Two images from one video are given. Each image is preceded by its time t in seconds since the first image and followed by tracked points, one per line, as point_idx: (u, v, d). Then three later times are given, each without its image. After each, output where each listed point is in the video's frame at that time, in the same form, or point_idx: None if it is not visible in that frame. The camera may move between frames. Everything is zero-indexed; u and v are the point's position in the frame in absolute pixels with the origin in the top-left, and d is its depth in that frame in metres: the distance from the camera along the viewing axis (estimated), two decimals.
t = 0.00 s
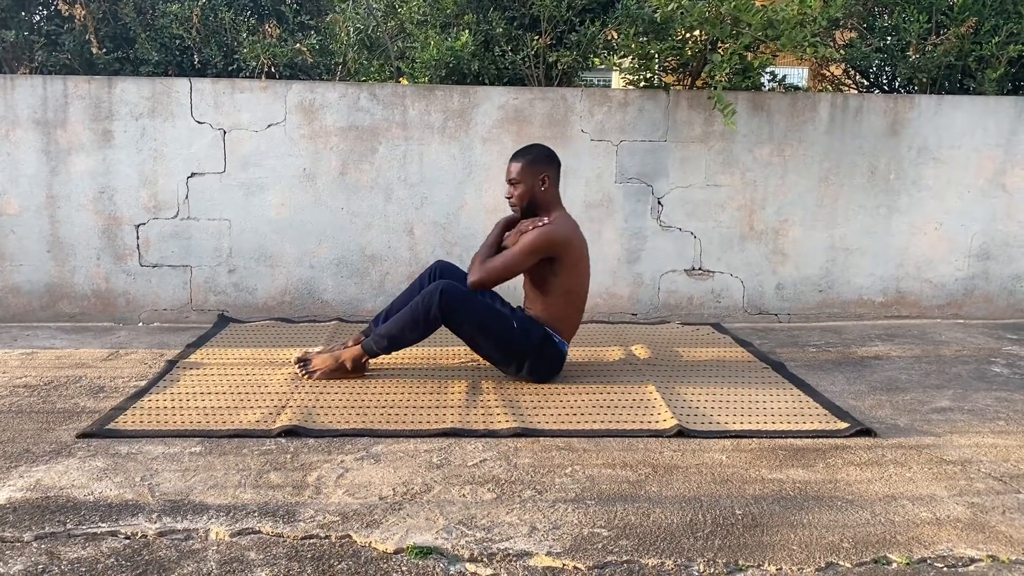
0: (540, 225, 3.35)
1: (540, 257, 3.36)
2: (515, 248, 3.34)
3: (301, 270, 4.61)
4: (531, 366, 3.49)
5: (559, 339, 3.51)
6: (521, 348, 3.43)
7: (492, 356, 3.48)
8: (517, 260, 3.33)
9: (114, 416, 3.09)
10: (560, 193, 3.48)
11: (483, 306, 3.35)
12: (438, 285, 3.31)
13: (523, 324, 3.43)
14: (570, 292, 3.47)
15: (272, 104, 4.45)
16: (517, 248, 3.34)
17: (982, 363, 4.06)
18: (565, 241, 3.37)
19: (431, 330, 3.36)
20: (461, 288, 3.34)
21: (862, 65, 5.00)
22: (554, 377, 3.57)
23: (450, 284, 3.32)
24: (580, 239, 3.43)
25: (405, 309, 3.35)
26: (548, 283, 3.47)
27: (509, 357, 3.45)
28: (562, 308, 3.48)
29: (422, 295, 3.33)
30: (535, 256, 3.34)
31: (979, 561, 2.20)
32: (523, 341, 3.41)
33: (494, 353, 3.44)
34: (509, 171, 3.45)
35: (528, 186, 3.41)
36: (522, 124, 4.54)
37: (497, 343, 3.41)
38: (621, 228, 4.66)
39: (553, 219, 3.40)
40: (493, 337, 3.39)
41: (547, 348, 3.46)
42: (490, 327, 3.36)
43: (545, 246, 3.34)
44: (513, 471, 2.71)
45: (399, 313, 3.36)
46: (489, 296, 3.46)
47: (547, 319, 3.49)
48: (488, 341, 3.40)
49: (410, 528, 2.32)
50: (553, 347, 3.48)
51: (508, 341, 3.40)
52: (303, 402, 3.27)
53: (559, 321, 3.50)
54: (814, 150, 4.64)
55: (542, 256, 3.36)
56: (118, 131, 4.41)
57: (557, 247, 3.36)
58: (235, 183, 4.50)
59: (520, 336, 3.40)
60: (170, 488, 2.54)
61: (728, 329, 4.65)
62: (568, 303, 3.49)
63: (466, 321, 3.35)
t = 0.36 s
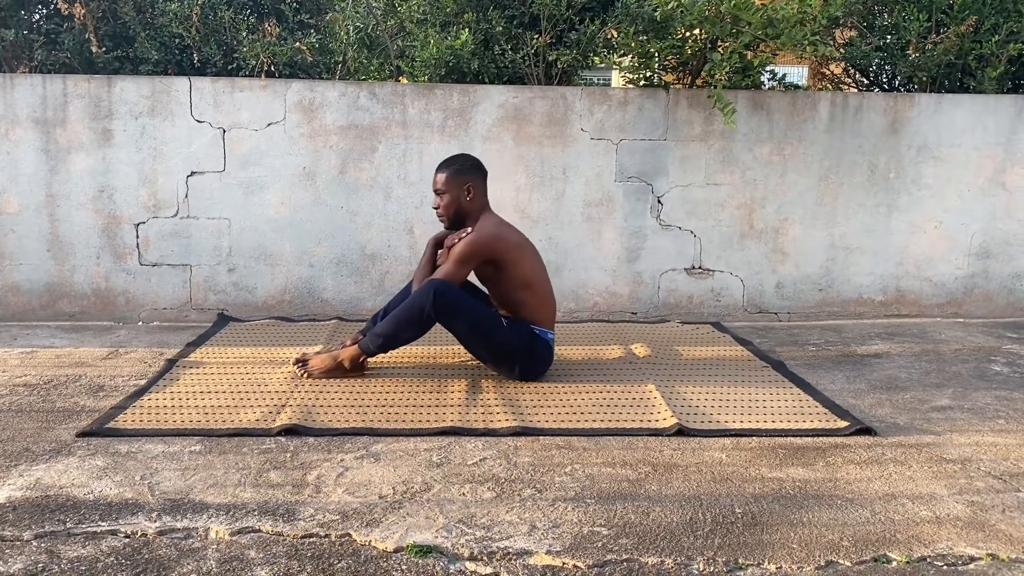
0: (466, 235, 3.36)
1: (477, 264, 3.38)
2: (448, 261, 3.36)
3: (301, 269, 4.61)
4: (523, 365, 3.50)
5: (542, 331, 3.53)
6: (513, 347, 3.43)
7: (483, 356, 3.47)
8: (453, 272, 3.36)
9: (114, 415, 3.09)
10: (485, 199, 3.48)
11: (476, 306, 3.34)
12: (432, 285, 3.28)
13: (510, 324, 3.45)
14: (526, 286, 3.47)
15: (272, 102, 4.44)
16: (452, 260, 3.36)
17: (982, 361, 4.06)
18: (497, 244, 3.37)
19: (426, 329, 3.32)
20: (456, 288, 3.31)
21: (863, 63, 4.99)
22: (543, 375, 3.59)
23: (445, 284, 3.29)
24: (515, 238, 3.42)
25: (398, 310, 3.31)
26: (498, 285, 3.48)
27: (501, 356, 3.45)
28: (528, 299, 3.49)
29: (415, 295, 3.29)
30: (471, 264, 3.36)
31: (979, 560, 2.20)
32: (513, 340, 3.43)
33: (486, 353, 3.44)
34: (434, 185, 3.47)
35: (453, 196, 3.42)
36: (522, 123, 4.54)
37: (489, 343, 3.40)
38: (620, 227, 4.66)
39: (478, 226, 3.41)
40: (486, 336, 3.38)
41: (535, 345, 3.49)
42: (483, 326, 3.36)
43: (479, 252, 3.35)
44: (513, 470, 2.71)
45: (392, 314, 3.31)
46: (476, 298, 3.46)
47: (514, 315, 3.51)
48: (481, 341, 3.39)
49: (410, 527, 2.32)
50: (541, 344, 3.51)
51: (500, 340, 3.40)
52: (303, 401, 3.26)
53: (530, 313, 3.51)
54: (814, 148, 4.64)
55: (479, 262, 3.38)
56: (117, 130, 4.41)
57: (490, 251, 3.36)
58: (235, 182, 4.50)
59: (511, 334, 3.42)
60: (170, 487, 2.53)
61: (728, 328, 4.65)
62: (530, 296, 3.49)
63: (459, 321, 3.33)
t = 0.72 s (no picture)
0: (582, 227, 3.37)
1: (576, 256, 3.38)
2: (555, 241, 3.35)
3: (301, 268, 4.61)
4: (532, 363, 3.50)
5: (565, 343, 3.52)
6: (521, 344, 3.44)
7: (493, 351, 3.51)
8: (551, 252, 3.34)
9: (114, 414, 3.09)
10: (609, 204, 3.51)
11: (483, 300, 3.38)
12: (437, 280, 3.35)
13: (524, 320, 3.44)
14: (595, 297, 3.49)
15: (272, 102, 4.44)
16: (557, 241, 3.34)
17: (982, 360, 4.06)
18: (604, 248, 3.40)
19: (429, 324, 3.38)
20: (462, 281, 3.37)
21: (863, 63, 4.99)
22: (556, 375, 3.57)
23: (451, 277, 3.36)
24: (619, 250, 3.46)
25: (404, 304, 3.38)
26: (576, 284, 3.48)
27: (509, 352, 3.48)
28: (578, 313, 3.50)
29: (422, 289, 3.36)
30: (573, 253, 3.35)
31: (979, 558, 2.20)
32: (521, 337, 3.42)
33: (494, 347, 3.47)
34: (567, 171, 3.48)
35: (581, 189, 3.44)
36: (522, 122, 4.54)
37: (496, 337, 3.43)
38: (620, 226, 4.66)
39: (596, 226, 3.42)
40: (493, 331, 3.41)
41: (550, 345, 3.46)
42: (491, 320, 3.40)
43: (586, 248, 3.36)
44: (513, 469, 2.72)
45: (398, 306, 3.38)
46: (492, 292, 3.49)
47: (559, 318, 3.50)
48: (488, 335, 3.43)
49: (410, 526, 2.32)
50: (558, 345, 3.48)
51: (508, 336, 3.42)
52: (304, 400, 3.27)
53: (573, 325, 3.51)
54: (814, 147, 4.64)
55: (578, 255, 3.37)
56: (117, 129, 4.41)
57: (596, 250, 3.38)
58: (235, 181, 4.50)
59: (521, 331, 3.42)
60: (171, 486, 2.54)
61: (728, 327, 4.65)
62: (590, 309, 3.50)
63: (465, 315, 3.38)
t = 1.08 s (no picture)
0: (675, 286, 3.38)
1: (657, 307, 3.41)
2: (647, 286, 3.37)
3: (301, 267, 4.61)
4: (550, 365, 3.53)
5: (593, 360, 3.56)
6: (541, 347, 3.46)
7: (512, 351, 3.53)
8: (638, 294, 3.38)
9: (115, 413, 3.09)
10: (705, 274, 3.49)
11: (503, 305, 3.37)
12: (457, 286, 3.34)
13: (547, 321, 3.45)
14: (649, 348, 3.54)
15: (272, 101, 4.44)
16: (648, 288, 3.37)
17: (982, 359, 4.06)
18: (686, 313, 3.40)
19: (446, 330, 3.38)
20: (479, 288, 3.36)
21: (863, 61, 4.98)
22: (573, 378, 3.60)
23: (467, 285, 3.34)
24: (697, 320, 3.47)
25: (421, 308, 3.37)
26: (641, 327, 3.52)
27: (529, 353, 3.49)
28: (624, 349, 3.55)
29: (441, 295, 3.35)
30: (655, 303, 3.39)
31: (979, 557, 2.20)
32: (543, 338, 3.43)
33: (513, 348, 3.48)
34: (678, 230, 3.44)
35: (684, 254, 3.41)
36: (522, 121, 4.54)
37: (516, 340, 3.44)
38: (621, 225, 4.66)
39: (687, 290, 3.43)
40: (514, 334, 3.42)
41: (570, 350, 3.49)
42: (512, 325, 3.40)
43: (670, 306, 3.38)
44: (513, 467, 2.72)
45: (416, 310, 3.37)
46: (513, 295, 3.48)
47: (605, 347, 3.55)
48: (510, 339, 3.44)
49: (411, 525, 2.32)
50: (578, 350, 3.50)
51: (529, 339, 3.43)
52: (304, 399, 3.27)
53: (613, 357, 3.57)
54: (814, 146, 4.64)
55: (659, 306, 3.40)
56: (117, 128, 4.41)
57: (677, 311, 3.39)
58: (235, 180, 4.50)
59: (542, 335, 3.43)
60: (171, 485, 2.54)
61: (729, 326, 4.65)
62: (639, 354, 3.56)
63: (486, 320, 3.38)
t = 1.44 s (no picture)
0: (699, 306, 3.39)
1: (676, 321, 3.42)
2: (673, 299, 3.39)
3: (301, 265, 4.61)
4: (558, 363, 3.52)
5: (600, 362, 3.57)
6: (550, 346, 3.45)
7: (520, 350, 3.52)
8: (661, 306, 3.41)
9: (115, 412, 3.09)
10: (729, 305, 3.50)
11: (509, 305, 3.37)
12: (461, 288, 3.33)
13: (554, 319, 3.45)
14: (656, 359, 3.53)
15: (272, 99, 4.44)
16: (672, 302, 3.39)
17: (983, 358, 4.05)
18: (702, 333, 3.41)
19: (451, 332, 3.38)
20: (484, 290, 3.36)
21: (863, 60, 4.98)
22: (582, 376, 3.59)
23: (472, 287, 3.34)
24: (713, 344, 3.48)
25: (426, 309, 3.38)
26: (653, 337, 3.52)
27: (536, 352, 3.49)
28: (631, 355, 3.55)
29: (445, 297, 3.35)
30: (675, 316, 3.41)
31: (980, 556, 2.20)
32: (550, 336, 3.43)
33: (521, 347, 3.48)
34: (714, 256, 3.46)
35: (715, 281, 3.42)
36: (522, 119, 4.54)
37: (523, 340, 3.43)
38: (621, 223, 4.66)
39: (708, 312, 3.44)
40: (522, 334, 3.41)
41: (578, 348, 3.48)
42: (520, 325, 3.39)
43: (689, 323, 3.39)
44: (513, 466, 2.72)
45: (421, 312, 3.38)
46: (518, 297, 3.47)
47: (614, 352, 3.55)
48: (518, 339, 3.43)
49: (411, 523, 2.32)
50: (587, 348, 3.50)
51: (536, 338, 3.42)
52: (305, 398, 3.27)
53: (618, 361, 3.57)
54: (815, 144, 4.63)
55: (678, 322, 3.41)
56: (117, 127, 4.40)
57: (693, 329, 3.41)
58: (235, 178, 4.49)
59: (550, 334, 3.42)
60: (172, 483, 2.54)
61: (729, 325, 4.65)
62: (645, 362, 3.55)
63: (492, 321, 3.37)
